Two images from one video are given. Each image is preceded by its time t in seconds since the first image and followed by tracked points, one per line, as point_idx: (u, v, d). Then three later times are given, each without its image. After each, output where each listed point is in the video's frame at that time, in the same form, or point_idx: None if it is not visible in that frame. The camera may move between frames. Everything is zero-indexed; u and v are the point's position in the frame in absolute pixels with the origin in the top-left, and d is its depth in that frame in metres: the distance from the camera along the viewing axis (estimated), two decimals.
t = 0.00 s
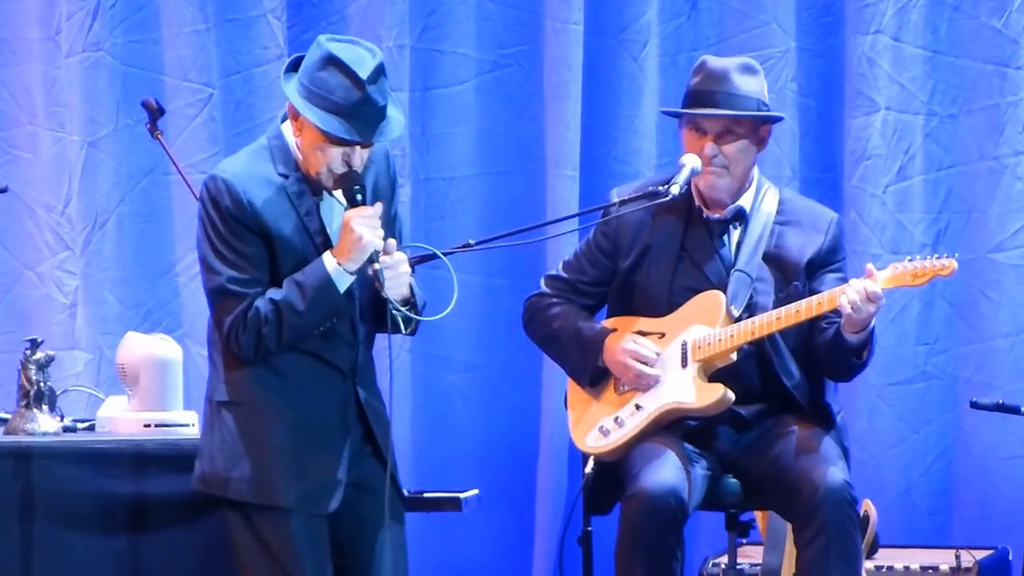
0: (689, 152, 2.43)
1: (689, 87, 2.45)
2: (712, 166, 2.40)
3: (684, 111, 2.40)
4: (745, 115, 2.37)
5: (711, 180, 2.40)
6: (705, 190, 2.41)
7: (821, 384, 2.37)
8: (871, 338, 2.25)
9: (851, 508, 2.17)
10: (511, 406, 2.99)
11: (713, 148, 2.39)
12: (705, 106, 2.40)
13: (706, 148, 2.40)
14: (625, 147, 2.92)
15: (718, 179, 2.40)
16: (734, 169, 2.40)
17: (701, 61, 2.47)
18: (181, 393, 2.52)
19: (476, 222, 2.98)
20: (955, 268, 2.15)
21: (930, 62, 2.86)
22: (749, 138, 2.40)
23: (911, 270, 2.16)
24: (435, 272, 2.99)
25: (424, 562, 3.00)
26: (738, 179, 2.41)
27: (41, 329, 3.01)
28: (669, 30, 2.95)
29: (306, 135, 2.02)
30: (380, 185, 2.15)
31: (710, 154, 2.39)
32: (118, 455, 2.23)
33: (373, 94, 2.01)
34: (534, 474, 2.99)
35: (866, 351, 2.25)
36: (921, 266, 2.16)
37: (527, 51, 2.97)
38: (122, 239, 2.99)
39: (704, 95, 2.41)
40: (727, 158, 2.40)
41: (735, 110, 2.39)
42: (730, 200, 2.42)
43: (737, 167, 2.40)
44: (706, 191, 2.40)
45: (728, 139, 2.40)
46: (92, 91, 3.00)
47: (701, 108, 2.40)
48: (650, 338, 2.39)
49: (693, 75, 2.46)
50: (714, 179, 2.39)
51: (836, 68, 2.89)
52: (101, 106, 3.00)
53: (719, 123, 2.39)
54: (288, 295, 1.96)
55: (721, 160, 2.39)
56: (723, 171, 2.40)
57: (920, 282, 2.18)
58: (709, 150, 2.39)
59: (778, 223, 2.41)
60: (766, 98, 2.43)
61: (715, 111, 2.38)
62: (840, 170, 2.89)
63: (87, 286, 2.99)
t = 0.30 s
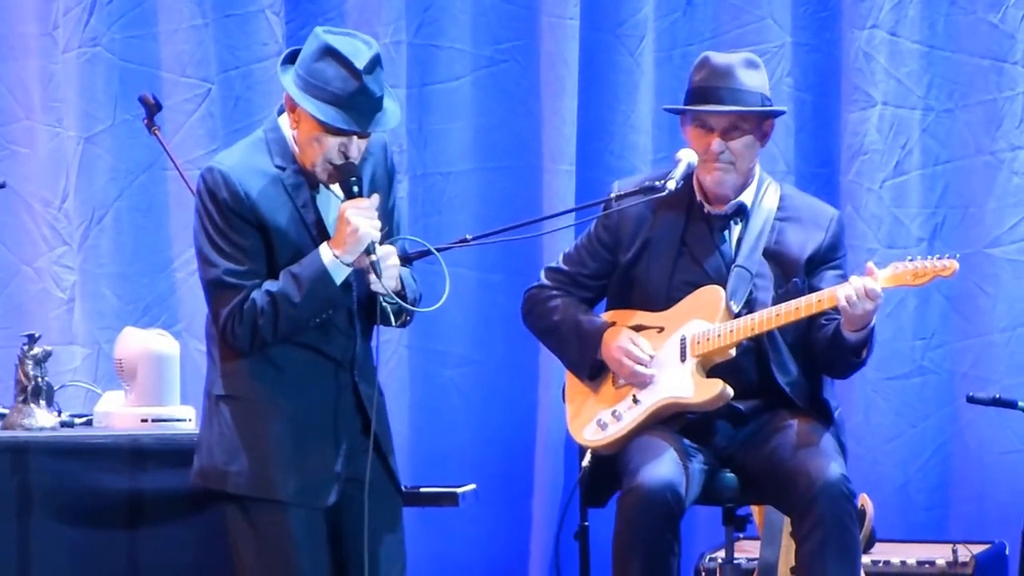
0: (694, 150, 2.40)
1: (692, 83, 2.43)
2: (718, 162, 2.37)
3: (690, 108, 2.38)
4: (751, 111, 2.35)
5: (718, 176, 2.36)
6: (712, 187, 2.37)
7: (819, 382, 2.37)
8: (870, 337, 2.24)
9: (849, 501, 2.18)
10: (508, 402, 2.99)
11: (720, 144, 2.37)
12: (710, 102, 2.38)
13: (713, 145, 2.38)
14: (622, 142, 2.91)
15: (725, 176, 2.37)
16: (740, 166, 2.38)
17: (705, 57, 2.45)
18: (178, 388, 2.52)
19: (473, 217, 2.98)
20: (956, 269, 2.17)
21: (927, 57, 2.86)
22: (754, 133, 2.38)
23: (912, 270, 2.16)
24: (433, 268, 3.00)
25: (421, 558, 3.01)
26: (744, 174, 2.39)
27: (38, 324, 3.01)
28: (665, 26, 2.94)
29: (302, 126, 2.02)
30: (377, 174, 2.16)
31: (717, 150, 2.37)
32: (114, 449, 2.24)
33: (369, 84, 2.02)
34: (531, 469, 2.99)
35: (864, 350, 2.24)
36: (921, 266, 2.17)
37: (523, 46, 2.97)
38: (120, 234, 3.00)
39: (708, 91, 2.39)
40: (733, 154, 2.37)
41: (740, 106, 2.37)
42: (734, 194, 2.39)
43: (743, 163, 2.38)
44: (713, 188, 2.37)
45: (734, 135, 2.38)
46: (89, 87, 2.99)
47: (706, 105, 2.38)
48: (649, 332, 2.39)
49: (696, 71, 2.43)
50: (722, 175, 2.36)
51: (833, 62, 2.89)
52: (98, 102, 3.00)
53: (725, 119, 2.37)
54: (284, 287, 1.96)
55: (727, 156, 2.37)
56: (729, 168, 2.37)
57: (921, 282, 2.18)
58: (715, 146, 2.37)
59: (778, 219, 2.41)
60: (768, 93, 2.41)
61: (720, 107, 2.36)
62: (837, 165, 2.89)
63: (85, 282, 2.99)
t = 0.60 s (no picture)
0: (702, 142, 2.39)
1: (698, 76, 2.42)
2: (726, 154, 2.37)
3: (696, 102, 2.37)
4: (758, 102, 2.34)
5: (726, 169, 2.37)
6: (719, 179, 2.38)
7: (817, 376, 2.38)
8: (872, 332, 2.24)
9: (846, 495, 2.18)
10: (506, 394, 3.00)
11: (729, 136, 2.36)
12: (717, 95, 2.37)
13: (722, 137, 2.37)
14: (619, 135, 2.91)
15: (733, 168, 2.37)
16: (748, 157, 2.38)
17: (711, 50, 2.44)
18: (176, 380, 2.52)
19: (471, 210, 2.98)
20: (961, 268, 2.16)
21: (924, 49, 2.86)
22: (761, 124, 2.37)
23: (914, 267, 2.16)
24: (432, 260, 2.99)
25: (419, 549, 3.01)
26: (750, 166, 2.39)
27: (36, 316, 3.01)
28: (661, 18, 2.95)
29: (298, 122, 2.01)
30: (375, 173, 2.15)
31: (725, 143, 2.36)
32: (112, 441, 2.24)
33: (363, 78, 2.01)
34: (529, 461, 2.99)
35: (865, 346, 2.25)
36: (925, 264, 2.16)
37: (520, 38, 2.97)
38: (120, 226, 3.00)
39: (715, 84, 2.39)
40: (742, 146, 2.37)
41: (747, 98, 2.36)
42: (739, 185, 2.40)
43: (750, 155, 2.38)
44: (721, 180, 2.38)
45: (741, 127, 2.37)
46: (88, 79, 2.99)
47: (713, 97, 2.38)
48: (649, 323, 2.40)
49: (702, 63, 2.43)
50: (729, 167, 2.37)
51: (829, 55, 2.89)
52: (98, 94, 2.99)
53: (733, 112, 2.36)
54: (281, 280, 1.96)
55: (736, 149, 2.36)
56: (737, 159, 2.37)
57: (924, 280, 2.18)
58: (724, 139, 2.36)
59: (780, 213, 2.41)
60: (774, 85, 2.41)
61: (727, 99, 2.35)
62: (833, 157, 2.90)
63: (84, 274, 2.99)
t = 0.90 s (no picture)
0: (711, 134, 2.38)
1: (706, 67, 2.40)
2: (736, 146, 2.35)
3: (706, 94, 2.35)
4: (768, 94, 2.33)
5: (735, 160, 2.36)
6: (729, 170, 2.37)
7: (817, 368, 2.38)
8: (873, 328, 2.23)
9: (842, 481, 2.17)
10: (503, 384, 2.99)
11: (740, 128, 2.35)
12: (727, 87, 2.36)
13: (732, 129, 2.35)
14: (615, 124, 2.91)
15: (743, 159, 2.36)
16: (757, 147, 2.37)
17: (719, 40, 2.42)
18: (172, 370, 2.51)
19: (467, 200, 2.98)
20: (964, 268, 2.16)
21: (922, 39, 2.85)
22: (769, 115, 2.36)
23: (918, 265, 2.15)
24: (429, 250, 2.99)
25: (417, 539, 3.02)
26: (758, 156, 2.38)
27: (34, 306, 3.00)
28: (658, 8, 2.94)
29: (301, 112, 2.00)
30: (386, 164, 2.15)
31: (736, 134, 2.35)
32: (109, 431, 2.23)
33: (363, 65, 2.00)
34: (526, 451, 2.99)
35: (867, 341, 2.25)
36: (928, 263, 2.16)
37: (515, 28, 2.95)
38: (119, 216, 2.98)
39: (724, 75, 2.37)
40: (752, 137, 2.36)
41: (758, 89, 2.34)
42: (744, 175, 2.39)
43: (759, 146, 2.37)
44: (730, 171, 2.37)
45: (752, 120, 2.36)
46: (87, 69, 2.98)
47: (722, 89, 2.36)
48: (649, 312, 2.40)
49: (710, 54, 2.41)
50: (739, 158, 2.35)
51: (827, 44, 2.88)
52: (98, 84, 2.98)
53: (743, 104, 2.35)
54: (282, 270, 1.95)
55: (746, 140, 2.35)
56: (747, 150, 2.36)
57: (928, 277, 2.17)
58: (735, 130, 2.35)
59: (782, 204, 2.39)
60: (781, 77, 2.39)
61: (739, 92, 2.33)
62: (830, 147, 2.89)
63: (82, 264, 2.98)
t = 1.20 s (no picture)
0: (715, 121, 2.38)
1: (712, 55, 2.40)
2: (738, 134, 2.35)
3: (709, 81, 2.35)
4: (771, 84, 2.32)
5: (737, 148, 2.35)
6: (732, 159, 2.36)
7: (817, 358, 2.38)
8: (873, 320, 2.23)
9: (842, 472, 2.17)
10: (500, 373, 2.99)
11: (743, 116, 2.34)
12: (731, 75, 2.35)
13: (735, 117, 2.35)
14: (612, 113, 2.90)
15: (745, 147, 2.35)
16: (759, 137, 2.36)
17: (726, 28, 2.41)
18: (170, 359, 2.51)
19: (465, 188, 2.97)
20: (966, 260, 2.15)
21: (920, 27, 2.85)
22: (773, 106, 2.35)
23: (920, 257, 2.15)
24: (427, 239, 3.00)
25: (415, 527, 3.02)
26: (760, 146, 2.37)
27: (32, 295, 2.99)
28: None
29: (300, 93, 1.99)
30: (391, 154, 2.14)
31: (739, 122, 2.34)
32: (106, 420, 2.22)
33: (359, 38, 2.00)
34: (523, 440, 2.99)
35: (867, 333, 2.24)
36: (930, 254, 2.15)
37: (512, 16, 2.95)
38: (118, 205, 2.98)
39: (729, 64, 2.36)
40: (754, 126, 2.35)
41: (762, 79, 2.33)
42: (746, 164, 2.39)
43: (761, 135, 2.36)
44: (733, 160, 2.36)
45: (755, 109, 2.35)
46: (86, 57, 2.98)
47: (726, 77, 2.35)
48: (649, 300, 2.40)
49: (716, 41, 2.40)
50: (742, 146, 2.35)
51: (824, 33, 2.88)
52: (97, 73, 2.98)
53: (747, 92, 2.34)
54: (287, 253, 1.94)
55: (749, 129, 2.35)
56: (750, 139, 2.35)
57: (929, 269, 2.17)
58: (737, 119, 2.34)
59: (784, 192, 2.39)
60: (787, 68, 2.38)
61: (742, 80, 2.33)
62: (827, 135, 2.89)
63: (82, 253, 2.98)
